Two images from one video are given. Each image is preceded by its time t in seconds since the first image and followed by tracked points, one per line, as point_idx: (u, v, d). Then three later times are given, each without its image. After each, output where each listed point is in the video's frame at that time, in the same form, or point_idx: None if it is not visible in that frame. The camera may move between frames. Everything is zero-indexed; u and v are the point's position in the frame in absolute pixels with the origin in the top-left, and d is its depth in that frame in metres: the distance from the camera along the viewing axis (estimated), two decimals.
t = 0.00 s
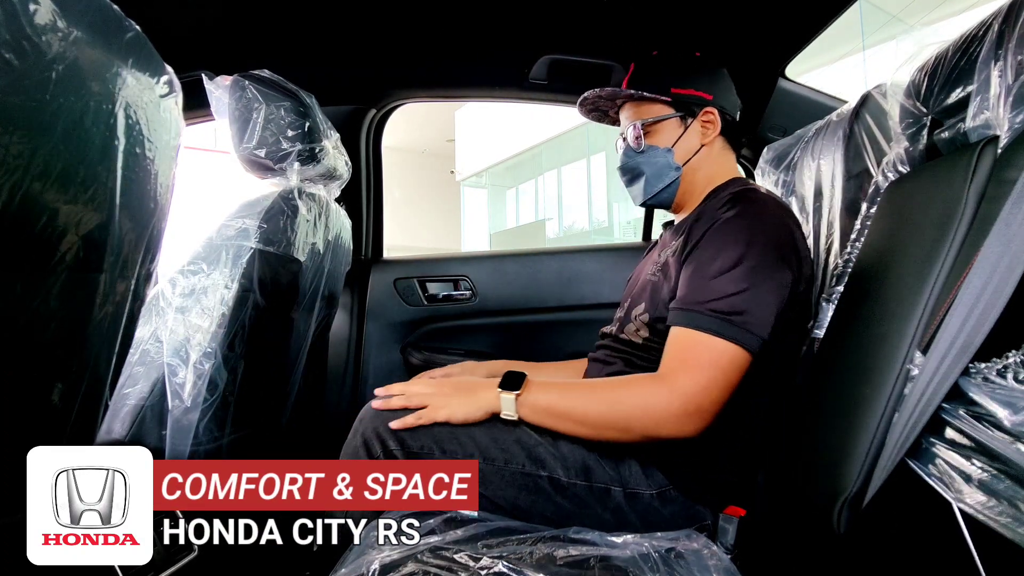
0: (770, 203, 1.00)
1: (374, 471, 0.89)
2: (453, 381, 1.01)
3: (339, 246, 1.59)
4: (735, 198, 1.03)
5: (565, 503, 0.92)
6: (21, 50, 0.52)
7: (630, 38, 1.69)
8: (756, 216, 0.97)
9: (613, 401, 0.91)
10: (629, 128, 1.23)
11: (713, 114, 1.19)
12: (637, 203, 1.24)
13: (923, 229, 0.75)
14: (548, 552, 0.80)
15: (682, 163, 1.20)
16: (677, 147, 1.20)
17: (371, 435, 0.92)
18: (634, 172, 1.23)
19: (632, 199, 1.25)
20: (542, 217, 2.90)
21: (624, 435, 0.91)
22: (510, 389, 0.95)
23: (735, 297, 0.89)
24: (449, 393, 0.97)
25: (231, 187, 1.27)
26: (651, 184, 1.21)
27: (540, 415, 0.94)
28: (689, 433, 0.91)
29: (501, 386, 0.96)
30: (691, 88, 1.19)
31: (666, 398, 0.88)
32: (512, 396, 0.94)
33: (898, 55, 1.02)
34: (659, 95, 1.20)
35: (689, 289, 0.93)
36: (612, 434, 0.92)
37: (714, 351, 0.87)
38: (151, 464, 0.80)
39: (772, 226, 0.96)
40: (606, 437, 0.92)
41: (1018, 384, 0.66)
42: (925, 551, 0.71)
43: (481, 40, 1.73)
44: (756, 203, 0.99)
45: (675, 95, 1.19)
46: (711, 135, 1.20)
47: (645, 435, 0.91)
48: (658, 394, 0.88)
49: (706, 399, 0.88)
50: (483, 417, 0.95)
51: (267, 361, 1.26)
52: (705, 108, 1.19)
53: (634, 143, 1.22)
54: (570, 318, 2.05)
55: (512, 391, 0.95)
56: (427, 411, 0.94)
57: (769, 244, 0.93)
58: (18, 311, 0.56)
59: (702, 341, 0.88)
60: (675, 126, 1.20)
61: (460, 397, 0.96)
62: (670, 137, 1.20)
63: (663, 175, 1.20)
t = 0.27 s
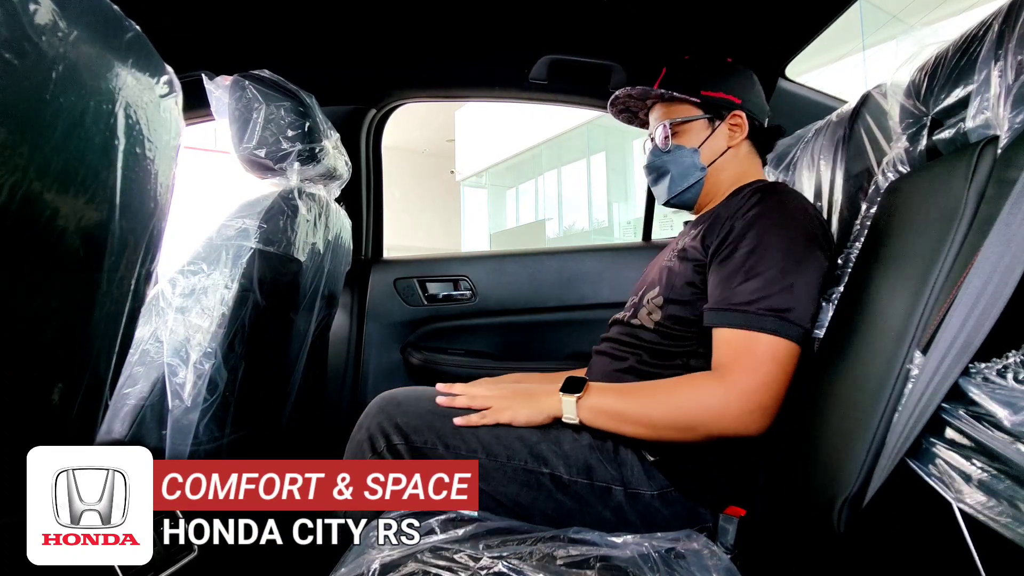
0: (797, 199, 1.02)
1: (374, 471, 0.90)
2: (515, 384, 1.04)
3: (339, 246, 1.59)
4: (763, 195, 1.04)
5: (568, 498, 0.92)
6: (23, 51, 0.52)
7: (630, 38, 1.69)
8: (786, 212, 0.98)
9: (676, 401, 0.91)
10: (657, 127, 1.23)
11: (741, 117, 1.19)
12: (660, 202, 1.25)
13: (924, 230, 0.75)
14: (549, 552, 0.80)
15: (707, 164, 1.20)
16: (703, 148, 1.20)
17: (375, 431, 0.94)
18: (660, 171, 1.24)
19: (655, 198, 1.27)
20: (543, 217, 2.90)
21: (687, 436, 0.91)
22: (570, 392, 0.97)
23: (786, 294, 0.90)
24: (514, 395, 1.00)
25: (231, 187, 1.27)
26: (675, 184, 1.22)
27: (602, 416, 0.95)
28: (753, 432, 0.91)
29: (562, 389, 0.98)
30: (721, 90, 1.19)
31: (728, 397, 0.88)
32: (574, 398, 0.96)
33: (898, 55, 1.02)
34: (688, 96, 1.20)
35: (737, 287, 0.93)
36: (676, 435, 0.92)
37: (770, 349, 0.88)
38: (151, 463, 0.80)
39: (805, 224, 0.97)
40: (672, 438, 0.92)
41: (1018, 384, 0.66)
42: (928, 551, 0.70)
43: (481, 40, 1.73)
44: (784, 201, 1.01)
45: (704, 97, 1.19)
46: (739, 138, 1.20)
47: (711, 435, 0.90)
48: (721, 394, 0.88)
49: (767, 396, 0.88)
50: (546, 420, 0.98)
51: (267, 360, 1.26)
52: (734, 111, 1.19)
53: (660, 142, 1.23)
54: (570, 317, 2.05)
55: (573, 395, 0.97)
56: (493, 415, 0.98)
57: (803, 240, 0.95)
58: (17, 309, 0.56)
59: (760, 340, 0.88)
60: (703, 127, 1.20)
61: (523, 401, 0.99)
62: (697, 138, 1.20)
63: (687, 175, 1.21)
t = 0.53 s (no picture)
0: (800, 192, 1.03)
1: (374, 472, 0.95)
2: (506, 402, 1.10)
3: (339, 246, 1.59)
4: (767, 188, 1.05)
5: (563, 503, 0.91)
6: (21, 50, 0.51)
7: (629, 38, 1.69)
8: (789, 204, 0.99)
9: (658, 400, 0.94)
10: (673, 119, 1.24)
11: (757, 111, 1.19)
12: (671, 193, 1.26)
13: (924, 229, 0.75)
14: (547, 552, 0.80)
15: (720, 157, 1.21)
16: (716, 141, 1.21)
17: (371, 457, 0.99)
18: (673, 162, 1.25)
19: (667, 188, 1.28)
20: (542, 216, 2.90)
21: (675, 433, 0.94)
22: (556, 401, 1.02)
23: (777, 291, 0.91)
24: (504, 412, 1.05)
25: (231, 187, 1.27)
26: (686, 176, 1.23)
27: (589, 420, 1.00)
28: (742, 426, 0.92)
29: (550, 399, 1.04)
30: (739, 84, 1.19)
31: (712, 392, 0.90)
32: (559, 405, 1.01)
33: (897, 55, 1.02)
34: (705, 88, 1.21)
35: (727, 286, 0.95)
36: (664, 432, 0.94)
37: (756, 344, 0.89)
38: (151, 464, 0.80)
39: (806, 216, 0.98)
40: (661, 436, 0.94)
41: (1019, 384, 0.64)
42: (928, 551, 0.71)
43: (481, 40, 1.73)
44: (787, 193, 1.02)
45: (721, 90, 1.19)
46: (754, 132, 1.20)
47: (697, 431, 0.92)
48: (704, 389, 0.90)
49: (753, 390, 0.89)
50: (537, 431, 1.02)
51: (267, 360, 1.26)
52: (750, 106, 1.19)
53: (675, 134, 1.24)
54: (570, 317, 2.05)
55: (561, 401, 1.02)
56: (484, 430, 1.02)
57: (801, 233, 0.96)
58: (28, 315, 0.56)
59: (744, 336, 0.90)
60: (718, 120, 1.20)
61: (516, 415, 1.04)
62: (711, 131, 1.21)
63: (699, 167, 1.21)
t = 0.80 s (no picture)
0: (808, 197, 1.03)
1: (375, 472, 0.96)
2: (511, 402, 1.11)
3: (339, 246, 1.59)
4: (775, 192, 1.05)
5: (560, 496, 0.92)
6: (22, 51, 0.51)
7: (629, 38, 1.69)
8: (795, 208, 0.99)
9: (662, 405, 0.94)
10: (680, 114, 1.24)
11: (766, 108, 1.19)
12: (678, 190, 1.25)
13: (925, 230, 0.76)
14: (546, 552, 0.80)
15: (727, 155, 1.20)
16: (724, 138, 1.20)
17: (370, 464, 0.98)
18: (680, 159, 1.24)
19: (674, 185, 1.27)
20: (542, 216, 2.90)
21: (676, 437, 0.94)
22: (563, 399, 1.02)
23: (781, 296, 0.90)
24: (509, 411, 1.06)
25: (231, 187, 1.27)
26: (693, 173, 1.22)
27: (591, 421, 1.00)
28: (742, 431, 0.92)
29: (556, 396, 1.04)
30: (748, 80, 1.20)
31: (713, 398, 0.90)
32: (565, 404, 1.01)
33: (898, 56, 1.02)
34: (714, 84, 1.21)
35: (731, 290, 0.95)
36: (667, 435, 0.95)
37: (758, 350, 0.89)
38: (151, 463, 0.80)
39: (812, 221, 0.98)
40: (662, 439, 0.95)
41: (1018, 384, 0.64)
42: (927, 551, 0.71)
43: (481, 40, 1.73)
44: (795, 198, 1.01)
45: (731, 86, 1.20)
46: (763, 130, 1.20)
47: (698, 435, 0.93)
48: (705, 395, 0.91)
49: (755, 396, 0.89)
50: (543, 428, 1.03)
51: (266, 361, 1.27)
52: (759, 102, 1.19)
53: (682, 130, 1.23)
54: (569, 317, 2.05)
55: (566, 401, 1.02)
56: (490, 429, 1.03)
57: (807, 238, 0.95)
58: (26, 314, 0.55)
59: (746, 341, 0.90)
60: (727, 117, 1.20)
61: (521, 413, 1.04)
62: (720, 127, 1.21)
63: (707, 164, 1.21)
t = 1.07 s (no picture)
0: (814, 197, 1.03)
1: (374, 472, 0.95)
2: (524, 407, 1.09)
3: (339, 245, 1.59)
4: (780, 193, 1.05)
5: (558, 501, 0.91)
6: (23, 51, 0.51)
7: (629, 38, 1.69)
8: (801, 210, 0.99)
9: (679, 406, 0.94)
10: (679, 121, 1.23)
11: (766, 114, 1.19)
12: (678, 198, 1.25)
13: (925, 229, 0.76)
14: (546, 552, 0.79)
15: (728, 162, 1.21)
16: (724, 145, 1.20)
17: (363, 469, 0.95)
18: (679, 167, 1.24)
19: (673, 194, 1.27)
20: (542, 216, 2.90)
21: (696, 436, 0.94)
22: (576, 403, 1.02)
23: (795, 296, 0.91)
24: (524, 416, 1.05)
25: (231, 187, 1.27)
26: (694, 181, 1.22)
27: (604, 423, 1.00)
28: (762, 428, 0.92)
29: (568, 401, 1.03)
30: (747, 86, 1.19)
31: (732, 395, 0.90)
32: (580, 408, 1.01)
33: (898, 56, 1.02)
34: (713, 91, 1.20)
35: (743, 292, 0.95)
36: (682, 435, 0.95)
37: (776, 348, 0.89)
38: (151, 463, 0.81)
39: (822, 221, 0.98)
40: (682, 438, 0.95)
41: (1018, 384, 0.63)
42: (927, 550, 0.71)
43: (481, 40, 1.73)
44: (801, 198, 1.01)
45: (731, 92, 1.19)
46: (762, 136, 1.20)
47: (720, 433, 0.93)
48: (723, 393, 0.91)
49: (773, 394, 0.90)
50: (559, 433, 1.02)
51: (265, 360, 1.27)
52: (758, 108, 1.19)
53: (682, 138, 1.23)
54: (569, 317, 2.05)
55: (579, 405, 1.02)
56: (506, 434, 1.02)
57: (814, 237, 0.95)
58: (25, 314, 0.55)
59: (763, 339, 0.90)
60: (726, 124, 1.20)
61: (535, 418, 1.04)
62: (719, 134, 1.20)
63: (708, 172, 1.21)
